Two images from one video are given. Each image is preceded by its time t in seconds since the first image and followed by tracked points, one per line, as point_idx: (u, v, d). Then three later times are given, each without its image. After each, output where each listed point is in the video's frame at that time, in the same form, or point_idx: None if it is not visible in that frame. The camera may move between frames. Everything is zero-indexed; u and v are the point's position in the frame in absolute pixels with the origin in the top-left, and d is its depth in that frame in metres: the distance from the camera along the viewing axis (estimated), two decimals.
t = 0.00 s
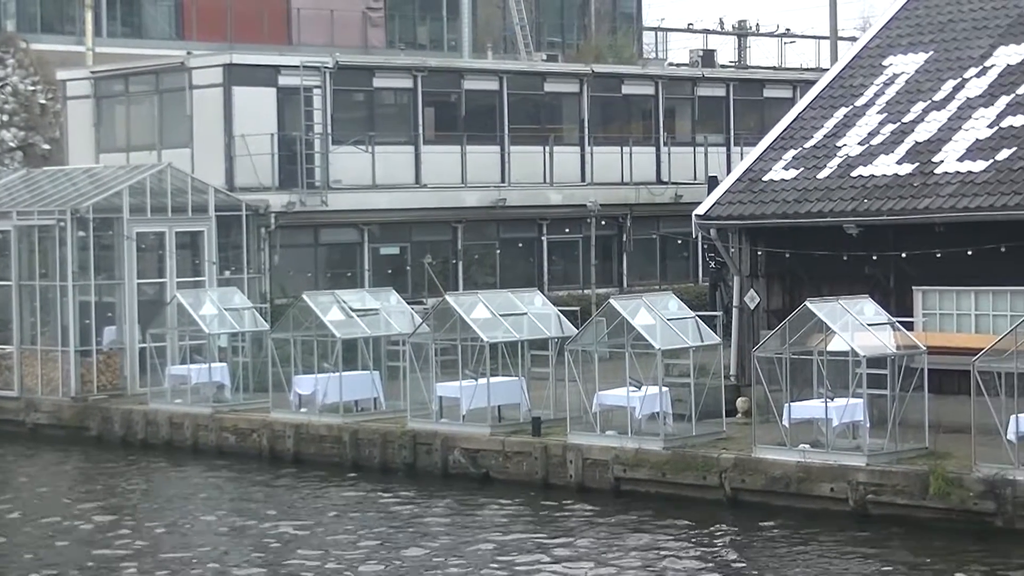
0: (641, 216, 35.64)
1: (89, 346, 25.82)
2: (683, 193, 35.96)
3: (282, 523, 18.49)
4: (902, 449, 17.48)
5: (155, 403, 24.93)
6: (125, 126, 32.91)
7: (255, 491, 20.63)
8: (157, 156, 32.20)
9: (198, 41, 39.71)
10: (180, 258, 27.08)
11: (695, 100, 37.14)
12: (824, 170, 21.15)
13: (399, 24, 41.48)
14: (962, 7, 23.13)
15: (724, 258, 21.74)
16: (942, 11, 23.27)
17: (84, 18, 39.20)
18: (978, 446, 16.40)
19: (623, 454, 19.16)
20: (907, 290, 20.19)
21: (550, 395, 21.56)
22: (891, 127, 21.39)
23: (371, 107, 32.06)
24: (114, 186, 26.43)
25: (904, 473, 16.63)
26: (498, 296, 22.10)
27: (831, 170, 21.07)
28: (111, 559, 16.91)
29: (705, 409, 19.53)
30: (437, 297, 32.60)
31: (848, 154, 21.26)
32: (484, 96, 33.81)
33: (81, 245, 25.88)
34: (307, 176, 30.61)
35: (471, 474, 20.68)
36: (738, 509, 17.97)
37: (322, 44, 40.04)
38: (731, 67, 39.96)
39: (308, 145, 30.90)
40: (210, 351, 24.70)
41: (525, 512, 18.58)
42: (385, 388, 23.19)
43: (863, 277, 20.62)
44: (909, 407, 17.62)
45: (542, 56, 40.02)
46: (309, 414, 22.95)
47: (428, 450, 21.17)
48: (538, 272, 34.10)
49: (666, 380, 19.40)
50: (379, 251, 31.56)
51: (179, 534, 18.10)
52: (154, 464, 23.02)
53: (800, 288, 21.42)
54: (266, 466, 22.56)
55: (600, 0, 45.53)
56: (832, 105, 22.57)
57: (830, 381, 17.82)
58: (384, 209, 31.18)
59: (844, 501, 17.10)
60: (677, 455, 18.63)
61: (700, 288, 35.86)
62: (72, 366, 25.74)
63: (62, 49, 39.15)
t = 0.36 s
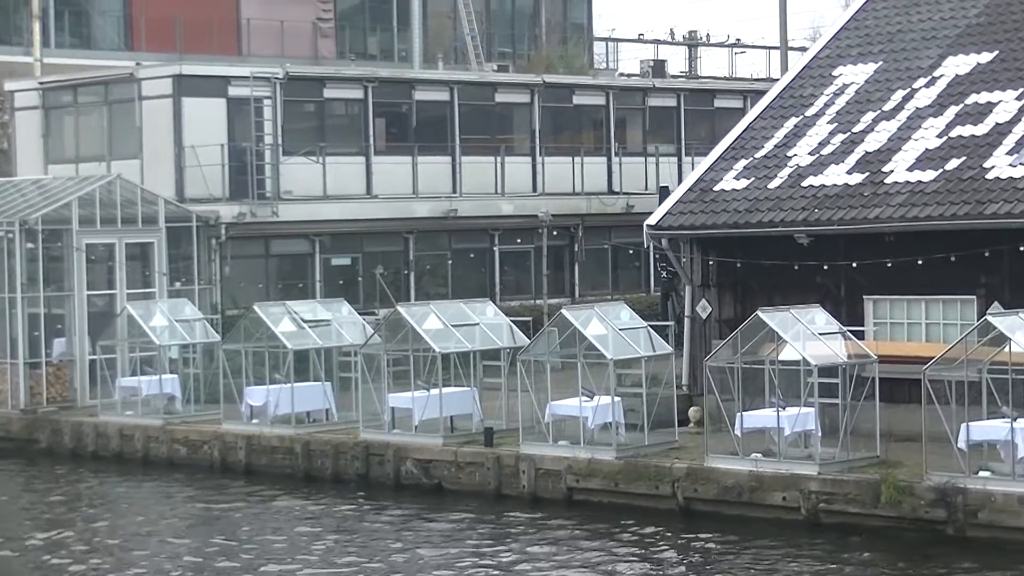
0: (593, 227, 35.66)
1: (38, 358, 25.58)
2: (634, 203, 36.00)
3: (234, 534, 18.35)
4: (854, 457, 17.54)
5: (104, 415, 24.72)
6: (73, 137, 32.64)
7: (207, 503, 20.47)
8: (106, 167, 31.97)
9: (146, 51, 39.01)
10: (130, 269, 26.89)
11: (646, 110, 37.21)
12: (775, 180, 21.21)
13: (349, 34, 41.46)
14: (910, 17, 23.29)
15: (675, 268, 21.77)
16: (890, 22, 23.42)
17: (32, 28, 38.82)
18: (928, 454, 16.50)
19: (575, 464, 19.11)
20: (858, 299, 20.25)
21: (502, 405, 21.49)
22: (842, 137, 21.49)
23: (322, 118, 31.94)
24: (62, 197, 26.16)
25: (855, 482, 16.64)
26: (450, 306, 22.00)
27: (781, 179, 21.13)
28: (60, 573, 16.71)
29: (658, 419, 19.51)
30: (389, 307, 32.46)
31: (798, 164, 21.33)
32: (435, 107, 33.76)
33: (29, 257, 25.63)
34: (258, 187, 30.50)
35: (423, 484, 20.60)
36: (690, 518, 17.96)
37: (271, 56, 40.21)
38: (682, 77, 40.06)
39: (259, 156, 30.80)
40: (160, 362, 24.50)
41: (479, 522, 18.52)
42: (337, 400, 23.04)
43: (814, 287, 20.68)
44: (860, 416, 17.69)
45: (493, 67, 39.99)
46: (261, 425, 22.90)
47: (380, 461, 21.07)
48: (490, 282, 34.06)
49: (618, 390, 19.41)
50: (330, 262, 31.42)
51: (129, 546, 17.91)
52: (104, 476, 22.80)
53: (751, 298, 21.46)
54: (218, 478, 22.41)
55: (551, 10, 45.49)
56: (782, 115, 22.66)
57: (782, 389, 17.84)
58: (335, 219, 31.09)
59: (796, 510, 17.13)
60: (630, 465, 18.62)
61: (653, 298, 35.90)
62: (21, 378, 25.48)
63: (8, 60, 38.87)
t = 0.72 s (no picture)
0: (554, 228, 35.67)
1: None
2: (595, 204, 35.99)
3: (192, 536, 18.24)
4: (814, 457, 17.53)
5: (62, 417, 24.55)
6: (32, 137, 32.46)
7: (165, 505, 20.35)
8: (65, 167, 31.75)
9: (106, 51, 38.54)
10: (89, 270, 26.71)
11: (606, 111, 37.23)
12: (735, 182, 21.24)
13: (309, 35, 41.14)
14: (870, 19, 23.38)
15: (636, 269, 21.87)
16: (850, 24, 23.50)
17: None
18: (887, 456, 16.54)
19: (536, 465, 19.09)
20: (817, 301, 20.30)
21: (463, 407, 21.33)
22: (802, 139, 21.55)
23: (282, 119, 31.83)
24: (20, 197, 25.95)
25: (814, 482, 16.66)
26: (409, 308, 21.93)
27: (741, 181, 21.17)
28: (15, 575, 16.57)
29: (618, 420, 19.42)
30: (349, 308, 32.37)
31: (759, 166, 21.38)
32: (395, 108, 33.68)
33: None
34: (217, 188, 30.35)
35: (383, 486, 20.54)
36: (650, 519, 17.96)
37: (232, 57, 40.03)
38: (643, 79, 40.10)
39: (218, 156, 30.61)
40: (119, 363, 24.33)
41: (439, 523, 18.47)
42: (296, 402, 22.93)
43: (775, 289, 20.72)
44: (820, 417, 17.72)
45: (454, 68, 39.94)
46: (220, 426, 22.73)
47: (340, 463, 21.01)
48: (451, 283, 34.02)
49: (578, 391, 19.39)
50: (290, 263, 31.32)
51: (86, 548, 17.79)
52: (62, 478, 22.64)
53: (711, 299, 21.48)
54: (177, 479, 22.29)
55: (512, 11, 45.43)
56: (743, 116, 22.71)
57: (742, 391, 17.89)
58: (293, 219, 30.85)
59: (756, 511, 17.13)
60: (590, 465, 18.60)
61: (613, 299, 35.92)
62: None
63: None
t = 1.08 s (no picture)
0: (520, 221, 35.62)
1: None
2: (561, 197, 36.00)
3: (157, 530, 18.16)
4: (779, 450, 17.59)
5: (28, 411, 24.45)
6: None
7: (131, 498, 20.25)
8: (29, 159, 31.55)
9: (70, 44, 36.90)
10: (53, 263, 26.53)
11: (573, 104, 37.21)
12: (701, 175, 21.26)
13: (275, 27, 39.68)
14: (835, 13, 23.43)
15: (602, 262, 21.88)
16: (816, 17, 23.54)
17: None
18: (853, 449, 16.59)
19: (502, 459, 19.05)
20: (783, 295, 20.35)
21: (429, 401, 21.29)
22: (767, 132, 21.58)
23: (247, 112, 31.70)
24: None
25: (780, 475, 16.72)
26: (374, 301, 21.88)
27: (707, 174, 21.18)
28: None
29: (584, 413, 19.45)
30: (315, 301, 32.25)
31: (724, 159, 21.39)
32: (361, 101, 33.56)
33: None
34: (183, 180, 30.07)
35: (349, 479, 20.49)
36: (617, 512, 17.99)
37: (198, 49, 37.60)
38: (609, 72, 40.09)
39: (184, 149, 30.36)
40: (84, 357, 24.17)
41: (405, 516, 18.43)
42: (262, 395, 22.80)
43: (741, 282, 20.75)
44: (786, 410, 17.75)
45: (420, 60, 39.82)
46: (186, 420, 22.67)
47: (306, 456, 20.94)
48: (417, 276, 33.94)
49: (545, 384, 19.37)
50: (256, 256, 31.18)
51: (49, 542, 17.69)
52: (26, 472, 22.50)
53: (677, 292, 21.50)
54: (142, 473, 22.18)
55: (478, 4, 45.33)
56: (709, 109, 22.72)
57: (708, 384, 17.90)
58: (259, 213, 30.95)
59: (722, 504, 17.19)
60: (557, 458, 18.61)
61: (579, 292, 35.91)
62: None
63: None
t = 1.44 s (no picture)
0: (494, 221, 35.58)
1: None
2: (535, 197, 35.97)
3: (130, 529, 18.08)
4: (753, 449, 17.60)
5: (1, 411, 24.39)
6: None
7: (104, 498, 20.17)
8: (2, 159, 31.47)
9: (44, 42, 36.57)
10: (26, 263, 26.41)
11: (547, 104, 37.20)
12: (675, 174, 21.28)
13: (250, 25, 39.34)
14: (809, 13, 23.47)
15: (576, 261, 21.89)
16: (790, 17, 23.58)
17: None
18: (828, 448, 16.63)
19: (476, 458, 19.04)
20: (757, 294, 20.36)
21: (404, 401, 21.27)
22: (742, 132, 21.60)
23: (222, 111, 31.60)
24: None
25: (755, 475, 16.73)
26: (350, 300, 21.82)
27: (681, 174, 21.20)
28: None
29: (558, 413, 19.45)
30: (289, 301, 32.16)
31: (699, 158, 21.41)
32: (336, 100, 33.48)
33: None
34: (156, 179, 30.00)
35: (324, 479, 20.43)
36: (591, 511, 17.97)
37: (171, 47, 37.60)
38: (584, 72, 40.06)
39: (158, 148, 30.27)
40: (57, 356, 24.03)
41: (380, 516, 18.39)
42: (236, 395, 22.74)
43: (715, 281, 20.76)
44: (761, 409, 17.73)
45: (395, 60, 39.76)
46: (160, 420, 22.59)
47: (280, 456, 20.87)
48: (391, 276, 33.87)
49: (519, 384, 19.37)
50: (230, 255, 31.06)
51: (21, 541, 17.61)
52: None
53: (651, 292, 21.51)
54: (116, 472, 22.11)
55: (453, 3, 45.28)
56: (683, 109, 22.74)
57: (682, 384, 17.90)
58: (234, 212, 30.83)
59: (697, 503, 17.17)
60: (531, 458, 18.60)
61: (554, 292, 35.89)
62: None
63: None
